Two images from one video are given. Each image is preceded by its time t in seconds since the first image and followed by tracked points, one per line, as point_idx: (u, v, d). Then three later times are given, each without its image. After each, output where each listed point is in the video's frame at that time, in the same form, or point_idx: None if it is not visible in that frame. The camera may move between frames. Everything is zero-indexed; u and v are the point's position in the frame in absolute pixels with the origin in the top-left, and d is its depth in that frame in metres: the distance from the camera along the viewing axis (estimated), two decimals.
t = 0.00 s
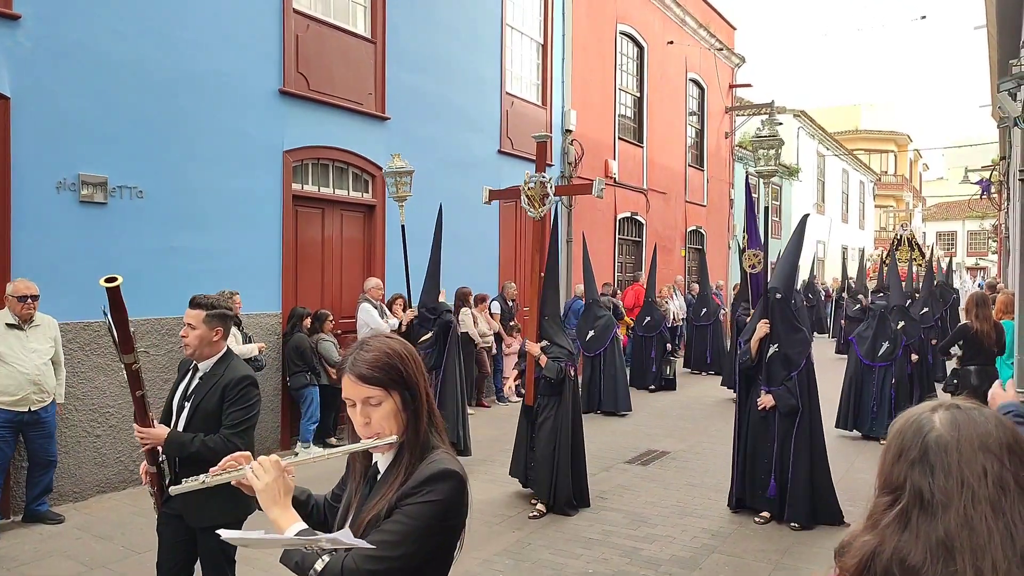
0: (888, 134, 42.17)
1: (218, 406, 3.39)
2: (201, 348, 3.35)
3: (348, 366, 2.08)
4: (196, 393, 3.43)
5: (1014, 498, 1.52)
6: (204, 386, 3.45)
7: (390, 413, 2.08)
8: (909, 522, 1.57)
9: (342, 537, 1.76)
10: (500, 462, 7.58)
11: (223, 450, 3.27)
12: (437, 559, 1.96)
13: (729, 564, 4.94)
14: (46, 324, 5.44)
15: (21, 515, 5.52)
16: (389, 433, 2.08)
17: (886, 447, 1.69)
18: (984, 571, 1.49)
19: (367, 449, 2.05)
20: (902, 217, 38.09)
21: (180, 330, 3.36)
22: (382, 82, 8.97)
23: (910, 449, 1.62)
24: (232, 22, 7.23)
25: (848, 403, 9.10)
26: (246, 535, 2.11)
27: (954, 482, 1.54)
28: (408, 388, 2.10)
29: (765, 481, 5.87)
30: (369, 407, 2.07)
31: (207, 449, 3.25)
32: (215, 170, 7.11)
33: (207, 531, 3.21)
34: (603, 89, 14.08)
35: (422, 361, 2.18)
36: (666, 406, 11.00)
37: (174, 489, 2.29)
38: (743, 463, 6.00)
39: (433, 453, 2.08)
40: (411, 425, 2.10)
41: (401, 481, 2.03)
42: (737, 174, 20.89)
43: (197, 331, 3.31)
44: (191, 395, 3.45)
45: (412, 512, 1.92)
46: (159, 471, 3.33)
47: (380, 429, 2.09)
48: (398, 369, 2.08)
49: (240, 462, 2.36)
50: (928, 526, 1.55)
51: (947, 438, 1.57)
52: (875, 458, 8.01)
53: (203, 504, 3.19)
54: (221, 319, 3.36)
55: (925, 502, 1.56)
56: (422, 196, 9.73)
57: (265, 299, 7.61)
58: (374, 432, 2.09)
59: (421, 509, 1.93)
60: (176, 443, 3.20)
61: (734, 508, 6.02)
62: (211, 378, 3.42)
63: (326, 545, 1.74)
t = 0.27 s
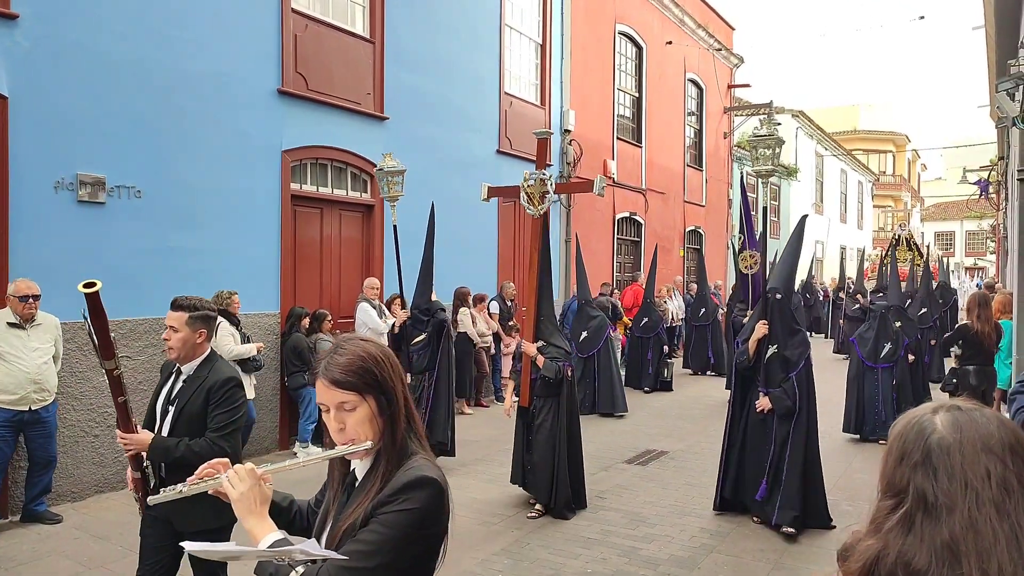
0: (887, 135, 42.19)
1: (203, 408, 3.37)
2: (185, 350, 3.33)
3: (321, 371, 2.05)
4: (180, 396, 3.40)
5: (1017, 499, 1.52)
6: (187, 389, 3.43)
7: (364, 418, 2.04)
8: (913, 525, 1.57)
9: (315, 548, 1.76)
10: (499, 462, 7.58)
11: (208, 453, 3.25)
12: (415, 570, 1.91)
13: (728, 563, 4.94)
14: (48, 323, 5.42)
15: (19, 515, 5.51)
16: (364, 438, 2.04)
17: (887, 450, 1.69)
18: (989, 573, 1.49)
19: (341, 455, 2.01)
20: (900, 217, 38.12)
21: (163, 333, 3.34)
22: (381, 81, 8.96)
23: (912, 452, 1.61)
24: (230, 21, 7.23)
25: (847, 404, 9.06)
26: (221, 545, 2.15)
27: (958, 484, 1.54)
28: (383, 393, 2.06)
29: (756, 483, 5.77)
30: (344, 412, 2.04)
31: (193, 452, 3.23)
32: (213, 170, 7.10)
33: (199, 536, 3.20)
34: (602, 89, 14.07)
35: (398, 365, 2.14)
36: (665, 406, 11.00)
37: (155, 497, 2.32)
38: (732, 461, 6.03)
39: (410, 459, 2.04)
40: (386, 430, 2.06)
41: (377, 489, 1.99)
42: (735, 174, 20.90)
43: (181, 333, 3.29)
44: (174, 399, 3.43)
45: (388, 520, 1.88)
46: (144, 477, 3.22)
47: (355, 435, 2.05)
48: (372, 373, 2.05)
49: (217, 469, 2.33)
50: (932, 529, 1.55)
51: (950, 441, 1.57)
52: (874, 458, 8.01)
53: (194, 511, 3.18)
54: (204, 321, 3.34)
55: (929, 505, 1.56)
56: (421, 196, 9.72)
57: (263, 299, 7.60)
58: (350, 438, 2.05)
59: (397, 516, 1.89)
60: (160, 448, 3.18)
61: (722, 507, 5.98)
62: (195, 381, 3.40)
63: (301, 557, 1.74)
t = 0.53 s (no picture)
0: (885, 135, 42.23)
1: (176, 412, 3.33)
2: (156, 354, 3.31)
3: (278, 375, 1.98)
4: (152, 402, 3.36)
5: None
6: (160, 394, 3.38)
7: (322, 426, 1.97)
8: (928, 524, 1.58)
9: (269, 563, 1.71)
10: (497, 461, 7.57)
11: (182, 457, 3.22)
12: None
13: (727, 563, 4.94)
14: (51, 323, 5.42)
15: (17, 516, 5.50)
16: (322, 447, 1.97)
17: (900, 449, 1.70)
18: (1006, 571, 1.51)
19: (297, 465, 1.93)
20: (898, 217, 38.15)
21: (133, 338, 3.31)
22: (380, 81, 8.95)
23: (925, 451, 1.62)
24: (229, 21, 7.21)
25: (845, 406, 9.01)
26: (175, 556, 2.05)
27: (972, 483, 1.56)
28: (343, 400, 1.99)
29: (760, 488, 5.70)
30: (301, 419, 1.96)
31: (166, 457, 3.20)
32: (211, 169, 7.09)
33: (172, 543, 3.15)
34: (601, 89, 14.07)
35: (360, 371, 2.08)
36: (664, 406, 10.99)
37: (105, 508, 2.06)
38: (731, 460, 5.96)
39: (372, 470, 1.96)
40: (346, 439, 1.98)
41: (335, 501, 1.90)
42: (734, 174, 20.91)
43: (151, 335, 3.27)
44: (146, 405, 3.38)
45: (345, 533, 1.79)
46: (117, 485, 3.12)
47: (313, 444, 1.97)
48: (332, 379, 1.98)
49: (170, 479, 2.25)
50: (947, 528, 1.56)
51: (964, 440, 1.59)
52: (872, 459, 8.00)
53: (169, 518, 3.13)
54: (175, 323, 3.33)
55: (943, 504, 1.57)
56: (420, 196, 9.71)
57: (262, 299, 7.60)
58: (307, 448, 1.97)
59: (356, 530, 1.80)
60: (131, 455, 3.13)
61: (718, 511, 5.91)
62: (167, 385, 3.36)
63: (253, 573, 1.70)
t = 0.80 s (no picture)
0: (884, 135, 42.27)
1: (141, 413, 3.19)
2: (122, 352, 3.19)
3: (224, 368, 1.94)
4: (116, 402, 3.22)
5: None
6: (126, 394, 3.25)
7: (267, 421, 1.93)
8: (944, 518, 1.59)
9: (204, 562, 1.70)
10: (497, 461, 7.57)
11: (145, 459, 3.09)
12: None
13: (727, 562, 4.94)
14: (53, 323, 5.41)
15: (15, 515, 5.48)
16: (266, 443, 1.93)
17: (914, 444, 1.70)
18: None
19: (240, 460, 1.89)
20: (896, 216, 38.19)
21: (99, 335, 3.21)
22: (379, 81, 8.95)
23: (942, 445, 1.62)
24: (228, 20, 7.20)
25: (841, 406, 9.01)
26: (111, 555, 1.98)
27: (990, 476, 1.56)
28: (291, 395, 1.96)
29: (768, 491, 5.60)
30: (246, 413, 1.93)
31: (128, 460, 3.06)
32: (210, 169, 7.08)
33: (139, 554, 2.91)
34: (600, 89, 14.07)
35: (309, 366, 2.04)
36: (663, 405, 10.99)
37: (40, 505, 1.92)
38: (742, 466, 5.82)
39: (318, 469, 1.92)
40: (292, 435, 1.95)
41: (279, 500, 1.86)
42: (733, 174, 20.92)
43: (116, 332, 3.17)
44: (111, 405, 3.24)
45: (287, 535, 1.76)
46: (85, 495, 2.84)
47: (256, 439, 1.93)
48: (279, 372, 1.95)
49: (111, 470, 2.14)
50: (965, 521, 1.56)
51: (981, 433, 1.59)
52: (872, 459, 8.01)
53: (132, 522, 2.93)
54: (142, 321, 3.22)
55: (960, 498, 1.57)
56: (419, 196, 9.70)
57: (261, 299, 7.59)
58: (251, 443, 1.93)
59: (299, 532, 1.77)
60: (92, 455, 2.99)
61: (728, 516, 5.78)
62: (133, 384, 3.23)
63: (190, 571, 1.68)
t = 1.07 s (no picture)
0: (882, 134, 42.31)
1: (110, 417, 3.07)
2: (83, 356, 3.12)
3: (176, 369, 1.86)
4: (84, 410, 3.11)
5: None
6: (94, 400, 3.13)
7: (220, 423, 1.84)
8: (947, 517, 1.58)
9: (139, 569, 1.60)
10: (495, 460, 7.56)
11: (116, 466, 2.93)
12: None
13: (725, 562, 4.93)
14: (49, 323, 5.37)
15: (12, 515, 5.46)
16: (219, 447, 1.84)
17: (915, 443, 1.69)
18: None
19: (189, 463, 1.80)
20: (895, 216, 38.22)
21: (61, 342, 3.15)
22: (377, 80, 8.94)
23: (944, 444, 1.61)
24: (225, 19, 7.19)
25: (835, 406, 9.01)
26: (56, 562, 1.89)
27: (993, 473, 1.56)
28: (245, 397, 1.87)
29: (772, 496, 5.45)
30: (197, 415, 1.84)
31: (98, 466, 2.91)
32: (206, 168, 7.06)
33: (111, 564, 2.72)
34: (598, 88, 14.06)
35: (267, 367, 1.95)
36: (662, 405, 10.98)
37: None
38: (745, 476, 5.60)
39: (273, 474, 1.83)
40: (247, 439, 1.86)
41: (231, 506, 1.77)
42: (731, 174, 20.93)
43: (75, 335, 3.11)
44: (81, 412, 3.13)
45: (238, 543, 1.66)
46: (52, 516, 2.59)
47: (208, 443, 1.84)
48: (234, 373, 1.86)
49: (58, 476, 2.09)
50: (967, 519, 1.55)
51: (983, 431, 1.58)
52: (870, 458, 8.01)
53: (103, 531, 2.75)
54: (101, 321, 3.14)
55: (963, 496, 1.57)
56: (417, 195, 9.69)
57: (259, 298, 7.58)
58: (203, 446, 1.84)
59: (249, 540, 1.67)
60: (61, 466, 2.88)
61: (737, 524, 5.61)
62: (100, 389, 3.11)
63: None
